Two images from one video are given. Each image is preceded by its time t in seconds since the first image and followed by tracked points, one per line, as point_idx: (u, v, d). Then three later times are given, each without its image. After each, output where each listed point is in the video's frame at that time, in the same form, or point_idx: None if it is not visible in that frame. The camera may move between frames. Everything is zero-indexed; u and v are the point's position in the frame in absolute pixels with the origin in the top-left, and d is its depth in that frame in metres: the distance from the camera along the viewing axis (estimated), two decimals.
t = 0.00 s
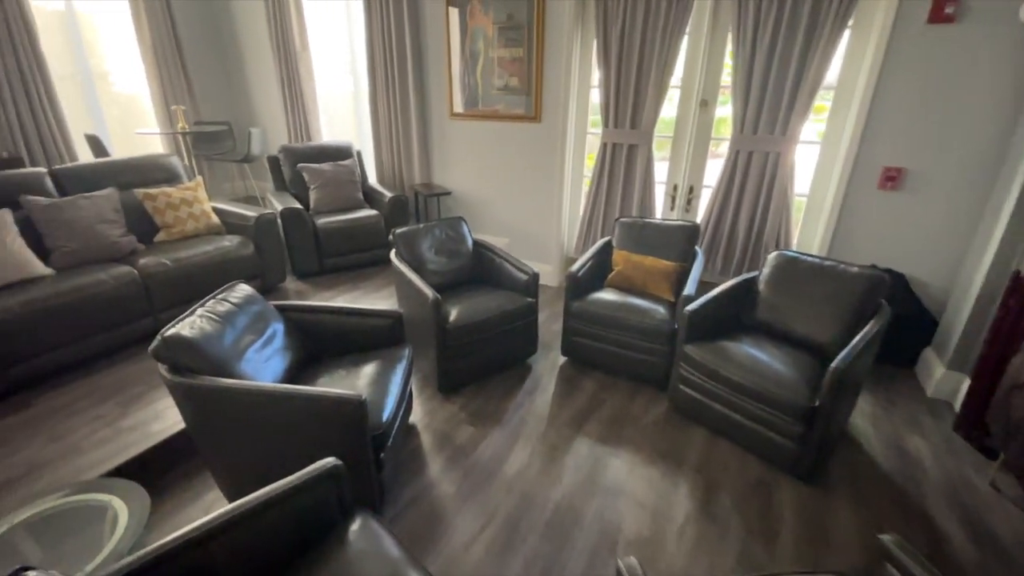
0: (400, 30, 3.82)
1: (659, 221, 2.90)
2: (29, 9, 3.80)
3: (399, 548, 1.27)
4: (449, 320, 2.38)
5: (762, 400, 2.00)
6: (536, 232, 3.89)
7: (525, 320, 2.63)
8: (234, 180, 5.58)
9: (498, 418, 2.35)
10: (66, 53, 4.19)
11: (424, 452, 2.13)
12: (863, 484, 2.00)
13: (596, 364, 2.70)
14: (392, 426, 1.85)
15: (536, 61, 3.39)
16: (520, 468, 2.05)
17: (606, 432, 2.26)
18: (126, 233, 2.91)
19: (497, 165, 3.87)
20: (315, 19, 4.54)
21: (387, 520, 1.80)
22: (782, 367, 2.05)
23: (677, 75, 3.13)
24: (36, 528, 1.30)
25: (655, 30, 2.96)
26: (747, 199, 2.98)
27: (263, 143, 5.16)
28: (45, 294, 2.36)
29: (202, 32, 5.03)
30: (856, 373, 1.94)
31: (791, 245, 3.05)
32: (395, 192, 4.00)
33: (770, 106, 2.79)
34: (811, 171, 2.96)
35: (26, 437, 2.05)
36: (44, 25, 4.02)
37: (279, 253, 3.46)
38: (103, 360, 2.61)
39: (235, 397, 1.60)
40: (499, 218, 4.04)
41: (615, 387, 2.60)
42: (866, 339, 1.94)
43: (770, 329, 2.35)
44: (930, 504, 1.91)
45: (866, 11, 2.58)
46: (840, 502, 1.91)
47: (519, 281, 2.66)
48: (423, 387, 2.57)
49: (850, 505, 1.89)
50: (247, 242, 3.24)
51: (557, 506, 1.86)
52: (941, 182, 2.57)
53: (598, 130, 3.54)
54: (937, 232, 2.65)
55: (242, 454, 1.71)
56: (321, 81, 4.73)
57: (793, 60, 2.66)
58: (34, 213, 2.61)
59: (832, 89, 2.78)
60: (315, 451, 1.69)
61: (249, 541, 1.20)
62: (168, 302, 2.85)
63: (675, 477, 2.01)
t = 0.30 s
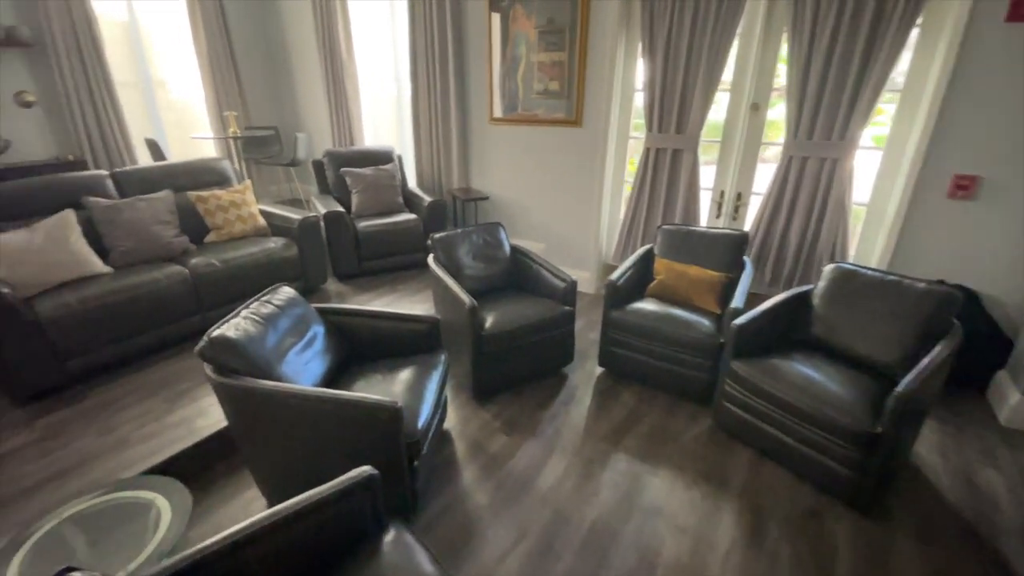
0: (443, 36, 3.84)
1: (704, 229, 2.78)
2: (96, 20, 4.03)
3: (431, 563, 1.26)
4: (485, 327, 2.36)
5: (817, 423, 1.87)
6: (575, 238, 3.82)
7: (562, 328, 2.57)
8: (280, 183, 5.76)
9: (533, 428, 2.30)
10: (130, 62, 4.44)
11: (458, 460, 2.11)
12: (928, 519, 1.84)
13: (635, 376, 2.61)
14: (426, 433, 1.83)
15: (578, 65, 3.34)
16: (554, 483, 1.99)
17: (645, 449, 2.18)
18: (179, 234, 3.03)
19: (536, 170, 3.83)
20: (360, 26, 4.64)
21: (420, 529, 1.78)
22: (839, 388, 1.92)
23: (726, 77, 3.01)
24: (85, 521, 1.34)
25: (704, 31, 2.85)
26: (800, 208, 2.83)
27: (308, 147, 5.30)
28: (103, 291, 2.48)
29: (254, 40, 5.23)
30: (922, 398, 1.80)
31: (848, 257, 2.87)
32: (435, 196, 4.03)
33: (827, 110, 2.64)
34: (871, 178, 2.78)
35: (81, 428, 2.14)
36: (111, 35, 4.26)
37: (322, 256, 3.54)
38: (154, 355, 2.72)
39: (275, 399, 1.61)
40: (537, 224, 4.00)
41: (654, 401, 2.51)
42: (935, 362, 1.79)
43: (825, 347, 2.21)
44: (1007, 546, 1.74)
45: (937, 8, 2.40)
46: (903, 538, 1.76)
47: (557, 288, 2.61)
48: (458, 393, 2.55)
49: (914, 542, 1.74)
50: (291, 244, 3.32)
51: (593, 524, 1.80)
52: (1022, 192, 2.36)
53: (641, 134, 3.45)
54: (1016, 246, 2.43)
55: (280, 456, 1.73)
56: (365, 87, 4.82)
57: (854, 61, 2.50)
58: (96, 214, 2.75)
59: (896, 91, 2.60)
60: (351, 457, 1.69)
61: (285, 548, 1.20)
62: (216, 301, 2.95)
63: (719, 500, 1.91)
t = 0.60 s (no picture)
0: (474, 40, 3.85)
1: (739, 237, 2.69)
2: (141, 27, 4.20)
3: None
4: (510, 334, 2.33)
5: (858, 446, 1.77)
6: (603, 244, 3.76)
7: (588, 337, 2.52)
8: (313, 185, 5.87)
9: (557, 438, 2.26)
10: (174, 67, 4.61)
11: (480, 468, 2.08)
12: (981, 553, 1.71)
13: (663, 387, 2.54)
14: (448, 440, 1.81)
15: (609, 68, 3.29)
16: (577, 496, 1.94)
17: (672, 464, 2.10)
18: (215, 234, 3.11)
19: (565, 175, 3.79)
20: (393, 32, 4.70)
21: (439, 538, 1.76)
22: (883, 409, 1.81)
23: (765, 81, 2.91)
24: (113, 516, 1.37)
25: (741, 33, 2.77)
26: (842, 217, 2.71)
27: (341, 150, 5.40)
28: (141, 289, 2.55)
29: (291, 46, 5.36)
30: (976, 423, 1.68)
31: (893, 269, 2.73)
32: (461, 200, 4.06)
33: (872, 115, 2.52)
34: (919, 187, 2.63)
35: (117, 422, 2.21)
36: (156, 41, 4.44)
37: (351, 258, 3.57)
38: (187, 352, 2.79)
39: (300, 401, 1.62)
40: (565, 229, 3.95)
41: (682, 414, 2.43)
42: (988, 385, 1.68)
43: (867, 364, 2.09)
44: None
45: (995, 7, 2.26)
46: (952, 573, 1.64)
47: (584, 296, 2.56)
48: (481, 400, 2.53)
49: None
50: (321, 246, 3.37)
51: (616, 541, 1.74)
52: None
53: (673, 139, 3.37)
54: None
55: (303, 458, 1.73)
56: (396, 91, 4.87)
57: (902, 64, 2.38)
58: (136, 213, 2.85)
59: (948, 96, 2.45)
60: (372, 461, 1.68)
61: (303, 555, 1.19)
62: (248, 300, 3.01)
63: (750, 522, 1.82)
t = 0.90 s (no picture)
0: (503, 43, 3.84)
1: (772, 245, 2.59)
2: (183, 34, 4.37)
3: None
4: (529, 339, 2.29)
5: (895, 469, 1.66)
6: (630, 249, 3.69)
7: (611, 344, 2.46)
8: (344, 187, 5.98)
9: (575, 447, 2.21)
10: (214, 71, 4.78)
11: (496, 475, 2.05)
12: None
13: (688, 399, 2.45)
14: (463, 446, 1.79)
15: (640, 70, 3.23)
16: (594, 508, 1.89)
17: (694, 479, 2.03)
18: (246, 234, 3.19)
19: (592, 179, 3.74)
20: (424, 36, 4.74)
21: (452, 544, 1.74)
22: (924, 431, 1.70)
23: (803, 82, 2.79)
24: (133, 509, 1.41)
25: (778, 32, 2.67)
26: (883, 225, 2.57)
27: (371, 153, 5.48)
28: (174, 286, 2.63)
29: (326, 51, 5.49)
30: None
31: (939, 282, 2.57)
32: (486, 203, 4.06)
33: (918, 117, 2.38)
34: (969, 195, 2.47)
35: (147, 414, 2.28)
36: (197, 47, 4.61)
37: (377, 259, 3.61)
38: (216, 348, 2.87)
39: (317, 402, 1.63)
40: (591, 234, 3.89)
41: (707, 427, 2.35)
42: None
43: (909, 382, 1.97)
44: None
45: None
46: None
47: (607, 303, 2.50)
48: (499, 405, 2.50)
49: None
50: (348, 247, 3.42)
51: (634, 557, 1.69)
52: None
53: (705, 142, 3.27)
54: None
55: (319, 458, 1.74)
56: (426, 95, 4.92)
57: (953, 63, 2.25)
58: (172, 213, 2.95)
59: (1002, 97, 2.30)
60: (386, 465, 1.67)
61: (311, 558, 1.18)
62: (276, 299, 3.07)
63: (776, 544, 1.73)
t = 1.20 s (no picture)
0: (532, 47, 3.83)
1: (807, 254, 2.48)
2: (222, 41, 4.54)
3: None
4: (550, 345, 2.26)
5: (935, 496, 1.56)
6: (657, 255, 3.61)
7: (634, 353, 2.40)
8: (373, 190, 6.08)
9: (594, 457, 2.16)
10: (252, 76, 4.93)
11: (512, 482, 2.02)
12: None
13: (713, 411, 2.37)
14: (478, 452, 1.76)
15: (670, 73, 3.16)
16: (612, 521, 1.84)
17: (718, 497, 1.95)
18: (276, 234, 3.26)
19: (619, 183, 3.68)
20: (454, 41, 4.78)
21: (465, 552, 1.72)
22: (968, 456, 1.58)
23: (842, 84, 2.68)
24: (155, 502, 1.44)
25: (816, 32, 2.56)
26: (927, 235, 2.43)
27: (400, 157, 5.55)
28: (206, 284, 2.71)
29: (358, 57, 5.60)
30: None
31: (989, 296, 2.41)
32: (512, 206, 4.05)
33: (970, 120, 2.23)
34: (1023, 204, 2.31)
35: (176, 408, 2.35)
36: (236, 53, 4.78)
37: (402, 261, 3.64)
38: (245, 345, 2.94)
39: (334, 403, 1.63)
40: (617, 239, 3.83)
41: (733, 442, 2.26)
42: None
43: (953, 403, 1.84)
44: None
45: None
46: None
47: (631, 310, 2.44)
48: (518, 411, 2.47)
49: None
50: (374, 248, 3.45)
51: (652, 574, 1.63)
52: None
53: (737, 146, 3.17)
54: None
55: (335, 459, 1.75)
56: (455, 99, 4.95)
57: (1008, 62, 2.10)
58: (206, 213, 3.04)
59: None
60: (401, 468, 1.67)
61: (320, 561, 1.18)
62: (303, 299, 3.13)
63: (805, 570, 1.64)
